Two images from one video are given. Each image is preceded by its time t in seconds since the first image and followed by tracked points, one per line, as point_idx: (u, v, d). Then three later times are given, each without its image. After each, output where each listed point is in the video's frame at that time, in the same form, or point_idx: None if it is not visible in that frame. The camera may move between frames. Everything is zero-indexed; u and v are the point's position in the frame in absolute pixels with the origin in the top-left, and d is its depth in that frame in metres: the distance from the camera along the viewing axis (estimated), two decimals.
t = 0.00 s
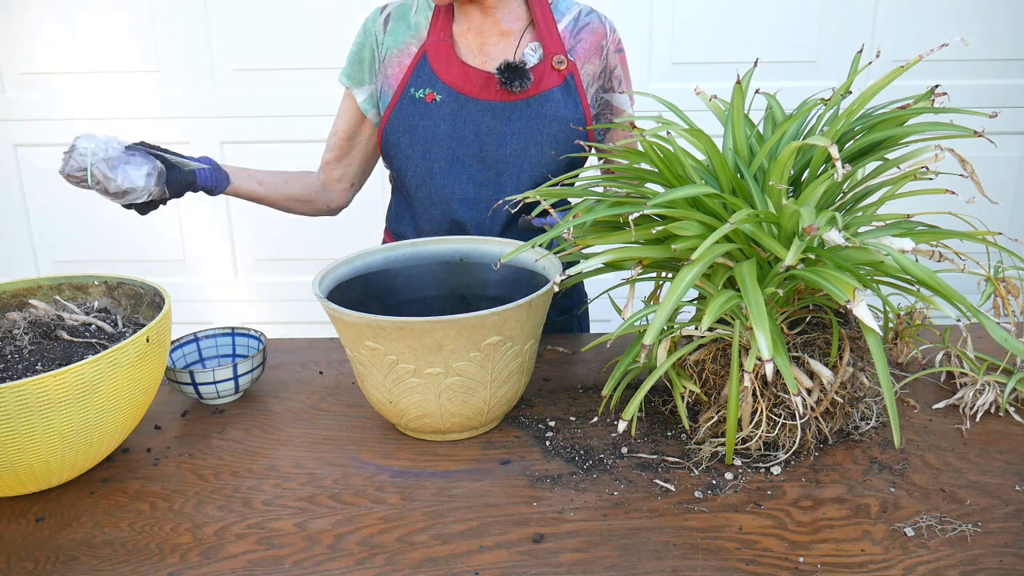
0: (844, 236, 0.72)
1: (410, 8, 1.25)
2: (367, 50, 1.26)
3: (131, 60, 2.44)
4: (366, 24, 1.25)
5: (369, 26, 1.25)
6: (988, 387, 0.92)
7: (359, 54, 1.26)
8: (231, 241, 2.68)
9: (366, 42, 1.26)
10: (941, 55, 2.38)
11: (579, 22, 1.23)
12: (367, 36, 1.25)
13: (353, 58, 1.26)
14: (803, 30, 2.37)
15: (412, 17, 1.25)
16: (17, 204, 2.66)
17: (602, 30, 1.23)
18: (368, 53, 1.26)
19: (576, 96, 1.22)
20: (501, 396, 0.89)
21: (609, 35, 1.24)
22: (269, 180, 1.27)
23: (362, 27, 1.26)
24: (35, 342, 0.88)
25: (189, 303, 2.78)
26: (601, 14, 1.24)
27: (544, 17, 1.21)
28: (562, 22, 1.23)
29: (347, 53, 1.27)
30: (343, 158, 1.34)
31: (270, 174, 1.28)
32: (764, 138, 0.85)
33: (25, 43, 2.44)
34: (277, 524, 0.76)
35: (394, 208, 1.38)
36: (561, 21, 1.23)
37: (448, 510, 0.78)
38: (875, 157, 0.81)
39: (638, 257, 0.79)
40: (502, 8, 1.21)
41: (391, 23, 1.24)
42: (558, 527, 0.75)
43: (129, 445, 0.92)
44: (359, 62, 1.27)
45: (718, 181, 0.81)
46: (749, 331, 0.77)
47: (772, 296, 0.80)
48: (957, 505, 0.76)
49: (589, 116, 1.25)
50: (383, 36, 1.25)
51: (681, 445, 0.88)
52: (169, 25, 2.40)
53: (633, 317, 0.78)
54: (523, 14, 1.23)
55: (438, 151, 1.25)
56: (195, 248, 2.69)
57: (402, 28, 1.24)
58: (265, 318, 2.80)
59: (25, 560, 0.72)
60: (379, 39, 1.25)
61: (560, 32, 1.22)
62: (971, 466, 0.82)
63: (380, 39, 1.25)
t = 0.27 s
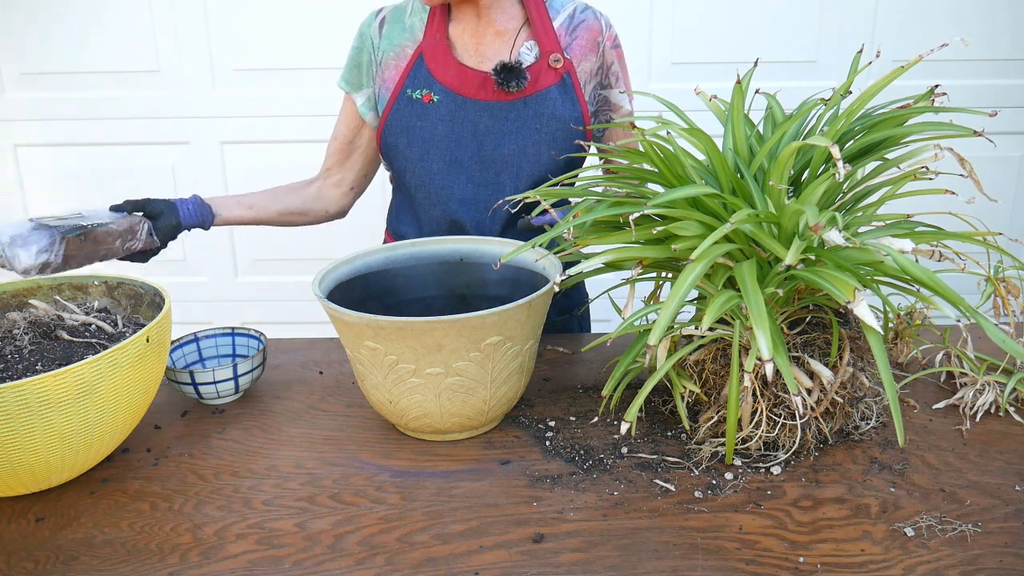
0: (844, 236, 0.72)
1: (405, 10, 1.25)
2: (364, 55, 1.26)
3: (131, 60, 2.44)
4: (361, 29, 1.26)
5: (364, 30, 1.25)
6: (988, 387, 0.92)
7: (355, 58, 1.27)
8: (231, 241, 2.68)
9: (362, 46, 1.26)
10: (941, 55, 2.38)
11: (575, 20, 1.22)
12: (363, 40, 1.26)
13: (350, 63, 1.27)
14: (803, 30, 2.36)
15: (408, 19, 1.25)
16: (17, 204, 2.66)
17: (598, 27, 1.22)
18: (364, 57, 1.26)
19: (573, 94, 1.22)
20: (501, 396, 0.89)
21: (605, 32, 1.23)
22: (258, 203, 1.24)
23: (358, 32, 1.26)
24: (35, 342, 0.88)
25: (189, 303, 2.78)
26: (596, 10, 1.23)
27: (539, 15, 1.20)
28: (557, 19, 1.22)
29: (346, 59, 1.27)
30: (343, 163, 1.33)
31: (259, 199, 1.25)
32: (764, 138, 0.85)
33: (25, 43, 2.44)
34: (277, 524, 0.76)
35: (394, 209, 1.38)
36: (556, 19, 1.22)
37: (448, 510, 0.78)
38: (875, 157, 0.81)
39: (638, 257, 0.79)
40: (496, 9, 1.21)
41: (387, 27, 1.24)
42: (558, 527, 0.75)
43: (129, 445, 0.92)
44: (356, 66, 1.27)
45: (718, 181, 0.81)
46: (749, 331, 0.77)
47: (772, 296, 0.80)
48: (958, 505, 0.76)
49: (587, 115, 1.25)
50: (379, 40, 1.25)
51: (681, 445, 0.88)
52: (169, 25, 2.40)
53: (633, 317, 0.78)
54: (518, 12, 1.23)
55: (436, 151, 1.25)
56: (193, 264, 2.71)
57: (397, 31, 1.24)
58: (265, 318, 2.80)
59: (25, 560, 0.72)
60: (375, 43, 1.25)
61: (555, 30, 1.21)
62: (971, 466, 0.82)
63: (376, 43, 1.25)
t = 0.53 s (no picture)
0: (844, 236, 0.72)
1: (398, 14, 1.25)
2: (358, 59, 1.26)
3: (131, 60, 2.44)
4: (355, 34, 1.26)
5: (358, 35, 1.26)
6: (988, 387, 0.92)
7: (349, 63, 1.26)
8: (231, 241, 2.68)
9: (356, 51, 1.26)
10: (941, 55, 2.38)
11: (567, 16, 1.23)
12: (357, 45, 1.26)
13: (344, 67, 1.26)
14: (804, 30, 2.37)
15: (400, 22, 1.25)
16: (17, 204, 2.66)
17: (591, 23, 1.23)
18: (358, 61, 1.26)
19: (568, 91, 1.22)
20: (501, 396, 0.89)
21: (598, 27, 1.24)
22: (236, 227, 1.21)
23: (352, 38, 1.26)
24: (35, 342, 0.88)
25: (189, 303, 2.78)
26: (589, 6, 1.25)
27: (532, 12, 1.21)
28: (550, 17, 1.23)
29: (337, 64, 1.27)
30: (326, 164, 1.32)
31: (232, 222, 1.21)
32: (764, 138, 0.85)
33: (25, 43, 2.44)
34: (277, 524, 0.76)
35: (393, 211, 1.38)
36: (549, 16, 1.23)
37: (448, 510, 0.78)
38: (875, 157, 0.81)
39: (639, 257, 0.79)
40: (488, 7, 1.22)
41: (380, 31, 1.25)
42: (558, 527, 0.75)
43: (130, 445, 0.92)
44: (350, 71, 1.26)
45: (718, 181, 0.81)
46: (749, 331, 0.77)
47: (772, 296, 0.80)
48: (958, 505, 0.76)
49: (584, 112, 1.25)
50: (373, 44, 1.25)
51: (681, 445, 0.88)
52: (169, 25, 2.40)
53: (633, 317, 0.78)
54: (511, 11, 1.24)
55: (434, 152, 1.25)
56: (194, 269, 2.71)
57: (391, 34, 1.24)
58: (265, 318, 2.80)
59: (25, 560, 0.72)
60: (368, 47, 1.25)
61: (548, 27, 1.22)
62: (971, 466, 0.82)
63: (369, 47, 1.25)
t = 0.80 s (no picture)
0: (844, 237, 0.72)
1: (390, 16, 1.24)
2: (349, 61, 1.24)
3: (131, 61, 2.44)
4: (346, 36, 1.24)
5: (349, 37, 1.24)
6: (988, 387, 0.92)
7: (341, 65, 1.24)
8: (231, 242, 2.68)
9: (347, 52, 1.24)
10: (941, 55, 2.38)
11: (559, 12, 1.23)
12: (348, 47, 1.24)
13: (335, 69, 1.24)
14: (804, 30, 2.37)
15: (392, 24, 1.24)
16: (17, 204, 2.66)
17: (582, 19, 1.23)
18: (350, 63, 1.24)
19: (561, 88, 1.22)
20: (501, 396, 0.89)
21: (589, 23, 1.24)
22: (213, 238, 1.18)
23: (342, 39, 1.25)
24: (35, 342, 0.88)
25: (189, 303, 2.78)
26: (580, 3, 1.24)
27: (523, 9, 1.21)
28: (541, 13, 1.22)
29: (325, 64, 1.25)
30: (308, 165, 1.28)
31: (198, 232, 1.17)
32: (764, 138, 0.85)
33: (25, 43, 2.44)
34: (277, 524, 0.76)
35: (391, 212, 1.38)
36: (541, 12, 1.23)
37: (448, 510, 0.78)
38: (875, 157, 0.80)
39: (639, 257, 0.79)
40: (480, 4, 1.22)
41: (372, 32, 1.23)
42: (558, 527, 0.75)
43: (129, 445, 0.92)
44: (341, 72, 1.24)
45: (718, 181, 0.81)
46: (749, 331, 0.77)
47: (772, 296, 0.80)
48: (957, 505, 0.76)
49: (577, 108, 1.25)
50: (364, 46, 1.23)
51: (681, 445, 0.88)
52: (169, 25, 2.40)
53: (633, 317, 0.78)
54: (503, 9, 1.23)
55: (430, 153, 1.25)
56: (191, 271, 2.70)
57: (382, 36, 1.23)
58: (265, 318, 2.80)
59: (25, 560, 0.72)
60: (359, 48, 1.24)
61: (539, 24, 1.22)
62: (971, 466, 0.82)
63: (361, 49, 1.24)
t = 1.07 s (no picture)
0: (844, 237, 0.72)
1: (386, 15, 1.24)
2: (346, 61, 1.25)
3: (131, 61, 2.44)
4: (342, 36, 1.25)
5: (345, 37, 1.25)
6: (988, 387, 0.92)
7: (338, 65, 1.25)
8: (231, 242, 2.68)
9: (344, 53, 1.25)
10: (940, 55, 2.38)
11: (557, 15, 1.24)
12: (345, 48, 1.25)
13: (333, 70, 1.25)
14: (804, 30, 2.37)
15: (388, 23, 1.24)
16: (17, 204, 2.66)
17: (579, 22, 1.24)
18: (347, 63, 1.25)
19: (559, 89, 1.23)
20: (501, 396, 0.89)
21: (587, 27, 1.25)
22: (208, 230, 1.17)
23: (339, 40, 1.25)
24: (35, 342, 0.88)
25: (189, 303, 2.78)
26: (578, 6, 1.25)
27: (522, 12, 1.21)
28: (539, 15, 1.23)
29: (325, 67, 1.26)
30: (315, 170, 1.31)
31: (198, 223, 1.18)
32: (764, 138, 0.85)
33: (26, 43, 2.44)
34: (277, 524, 0.76)
35: (387, 214, 1.37)
36: (539, 15, 1.23)
37: (447, 510, 0.78)
38: (875, 157, 0.81)
39: (639, 257, 0.79)
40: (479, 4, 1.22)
41: (368, 32, 1.24)
42: (557, 527, 0.75)
43: (129, 446, 0.92)
44: (338, 73, 1.25)
45: (718, 181, 0.81)
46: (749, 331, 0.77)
47: (772, 296, 0.80)
48: (958, 505, 0.76)
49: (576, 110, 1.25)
50: (361, 46, 1.24)
51: (681, 445, 0.88)
52: (169, 25, 2.40)
53: (633, 317, 0.78)
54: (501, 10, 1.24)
55: (428, 153, 1.25)
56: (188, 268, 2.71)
57: (378, 35, 1.23)
58: (265, 317, 2.80)
59: (25, 560, 0.72)
60: (356, 48, 1.24)
61: (537, 26, 1.22)
62: (971, 466, 0.82)
63: (358, 49, 1.24)
